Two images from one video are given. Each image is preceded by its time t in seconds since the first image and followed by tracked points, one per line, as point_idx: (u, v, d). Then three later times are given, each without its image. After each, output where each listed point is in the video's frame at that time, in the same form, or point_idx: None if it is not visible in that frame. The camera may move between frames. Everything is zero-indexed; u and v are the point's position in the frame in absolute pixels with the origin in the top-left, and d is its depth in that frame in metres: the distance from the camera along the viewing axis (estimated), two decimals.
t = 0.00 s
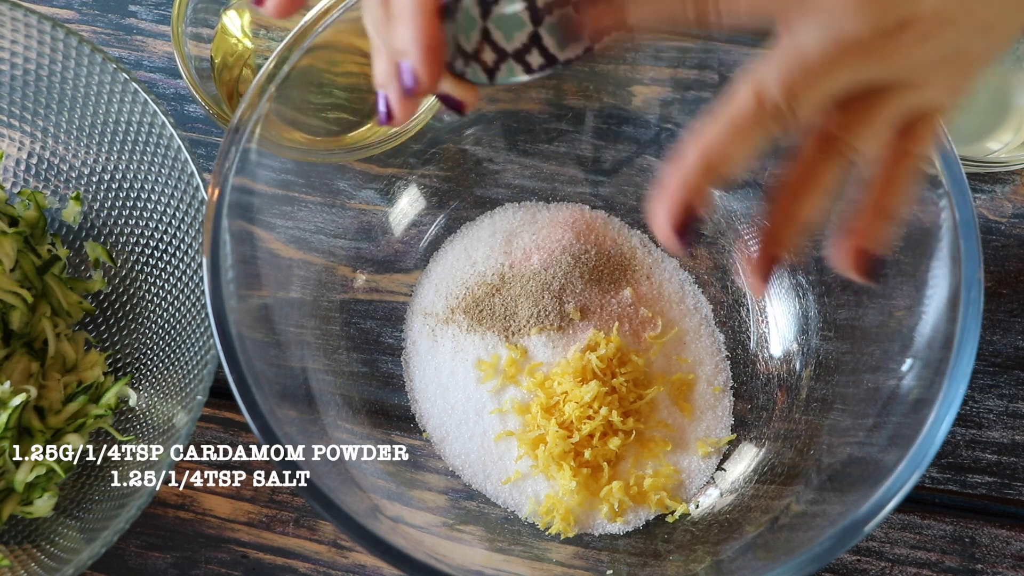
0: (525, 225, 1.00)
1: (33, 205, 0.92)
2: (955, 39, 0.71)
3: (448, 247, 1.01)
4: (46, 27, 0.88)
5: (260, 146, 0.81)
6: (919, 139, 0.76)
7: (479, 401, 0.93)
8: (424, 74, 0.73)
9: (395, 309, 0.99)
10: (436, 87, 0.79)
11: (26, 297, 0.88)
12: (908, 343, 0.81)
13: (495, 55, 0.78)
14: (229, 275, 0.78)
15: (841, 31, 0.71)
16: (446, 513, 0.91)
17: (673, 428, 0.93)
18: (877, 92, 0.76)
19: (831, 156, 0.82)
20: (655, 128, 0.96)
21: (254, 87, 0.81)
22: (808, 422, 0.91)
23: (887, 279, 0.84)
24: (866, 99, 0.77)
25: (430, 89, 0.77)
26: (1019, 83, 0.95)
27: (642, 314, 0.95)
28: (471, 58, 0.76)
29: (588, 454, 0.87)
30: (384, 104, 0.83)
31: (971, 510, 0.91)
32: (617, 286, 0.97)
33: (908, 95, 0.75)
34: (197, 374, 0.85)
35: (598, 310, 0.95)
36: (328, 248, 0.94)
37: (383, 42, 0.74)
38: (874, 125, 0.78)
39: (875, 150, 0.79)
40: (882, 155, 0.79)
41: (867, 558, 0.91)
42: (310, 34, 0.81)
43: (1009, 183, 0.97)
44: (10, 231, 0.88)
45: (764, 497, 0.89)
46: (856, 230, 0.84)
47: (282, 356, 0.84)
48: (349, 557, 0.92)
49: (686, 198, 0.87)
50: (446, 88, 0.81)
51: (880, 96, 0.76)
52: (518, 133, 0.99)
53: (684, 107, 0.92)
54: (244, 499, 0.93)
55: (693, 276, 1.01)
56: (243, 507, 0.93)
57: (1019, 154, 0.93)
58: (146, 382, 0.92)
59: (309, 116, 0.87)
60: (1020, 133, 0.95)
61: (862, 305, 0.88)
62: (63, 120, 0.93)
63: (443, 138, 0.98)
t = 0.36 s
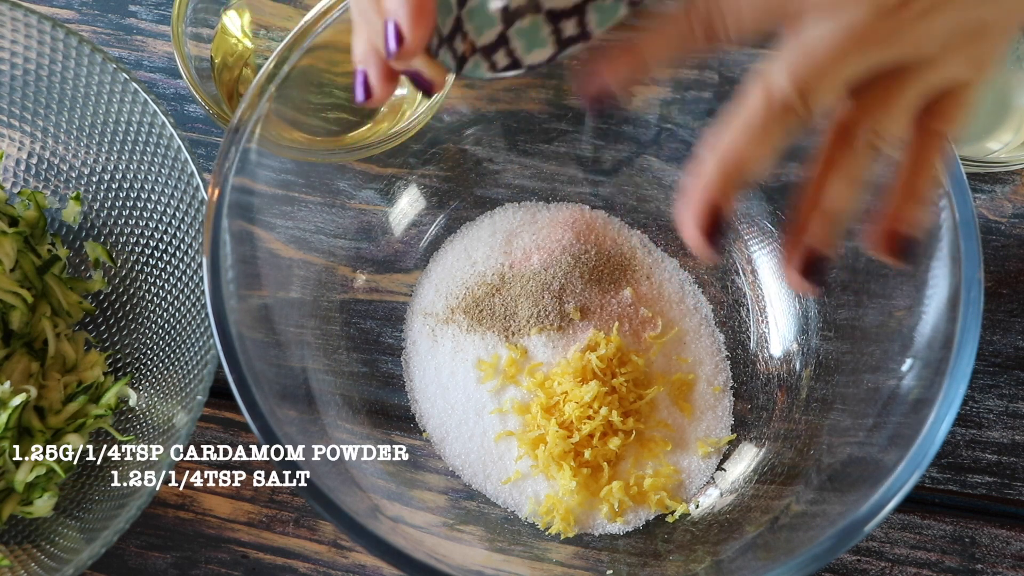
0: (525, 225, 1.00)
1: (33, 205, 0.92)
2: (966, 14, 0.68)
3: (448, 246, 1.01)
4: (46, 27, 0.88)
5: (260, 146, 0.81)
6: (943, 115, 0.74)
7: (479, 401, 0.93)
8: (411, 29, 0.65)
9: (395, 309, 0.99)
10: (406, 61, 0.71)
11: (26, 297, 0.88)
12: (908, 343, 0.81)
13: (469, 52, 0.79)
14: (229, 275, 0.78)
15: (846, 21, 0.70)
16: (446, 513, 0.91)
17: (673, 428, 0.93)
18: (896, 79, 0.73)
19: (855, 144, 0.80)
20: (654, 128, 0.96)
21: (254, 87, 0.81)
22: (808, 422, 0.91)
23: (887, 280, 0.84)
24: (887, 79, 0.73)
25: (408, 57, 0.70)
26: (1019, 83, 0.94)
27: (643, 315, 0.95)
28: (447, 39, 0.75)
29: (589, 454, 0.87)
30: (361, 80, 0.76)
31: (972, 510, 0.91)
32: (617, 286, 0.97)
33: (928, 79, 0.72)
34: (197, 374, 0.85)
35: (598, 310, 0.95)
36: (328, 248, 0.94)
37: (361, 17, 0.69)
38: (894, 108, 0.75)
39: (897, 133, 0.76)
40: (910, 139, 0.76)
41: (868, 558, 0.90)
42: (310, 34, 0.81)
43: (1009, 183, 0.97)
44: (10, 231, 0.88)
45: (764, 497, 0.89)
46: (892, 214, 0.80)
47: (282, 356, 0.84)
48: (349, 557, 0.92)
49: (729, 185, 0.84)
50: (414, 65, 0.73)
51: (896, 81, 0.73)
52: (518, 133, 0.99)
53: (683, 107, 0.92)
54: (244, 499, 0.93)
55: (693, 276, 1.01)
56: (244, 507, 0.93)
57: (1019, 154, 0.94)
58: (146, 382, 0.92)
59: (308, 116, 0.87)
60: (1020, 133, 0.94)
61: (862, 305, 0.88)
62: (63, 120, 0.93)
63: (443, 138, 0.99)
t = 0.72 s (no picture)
0: (525, 225, 1.00)
1: (33, 204, 0.92)
2: None
3: (448, 246, 1.01)
4: (46, 27, 0.88)
5: (260, 146, 0.81)
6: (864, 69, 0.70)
7: (479, 400, 0.93)
8: (430, 18, 0.49)
9: (395, 309, 0.99)
10: (427, 52, 0.53)
11: (26, 297, 0.88)
12: (908, 343, 0.82)
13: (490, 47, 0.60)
14: (230, 275, 0.78)
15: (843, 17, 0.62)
16: (446, 513, 0.91)
17: (673, 428, 0.93)
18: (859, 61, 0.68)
19: (793, 85, 0.65)
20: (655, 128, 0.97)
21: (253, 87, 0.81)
22: (808, 422, 0.91)
23: (887, 279, 0.85)
24: (805, 46, 0.64)
25: (429, 45, 0.52)
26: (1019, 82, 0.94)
27: (642, 314, 0.95)
28: (467, 30, 0.58)
29: (588, 454, 0.87)
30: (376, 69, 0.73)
31: (971, 510, 0.91)
32: (617, 286, 0.97)
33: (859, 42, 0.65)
34: (197, 374, 0.85)
35: (598, 310, 0.95)
36: (329, 248, 0.94)
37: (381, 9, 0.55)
38: (832, 56, 0.65)
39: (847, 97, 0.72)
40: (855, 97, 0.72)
41: (868, 558, 0.91)
42: (310, 34, 0.82)
43: (1009, 183, 0.97)
44: (10, 231, 0.88)
45: (764, 497, 0.89)
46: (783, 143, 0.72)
47: (282, 356, 0.84)
48: (350, 557, 0.92)
49: (792, 133, 0.72)
50: (435, 57, 0.53)
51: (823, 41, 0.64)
52: (518, 133, 0.99)
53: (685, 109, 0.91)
54: (244, 499, 0.93)
55: (693, 276, 1.01)
56: (244, 507, 0.93)
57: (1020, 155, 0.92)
58: (146, 382, 0.92)
59: (306, 116, 0.88)
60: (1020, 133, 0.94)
61: (862, 305, 0.88)
62: (63, 120, 0.93)
63: (443, 138, 0.99)
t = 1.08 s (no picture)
0: (525, 225, 1.00)
1: (33, 205, 0.92)
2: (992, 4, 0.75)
3: (448, 247, 1.01)
4: (46, 27, 0.88)
5: (260, 146, 0.81)
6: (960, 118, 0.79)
7: (479, 401, 0.93)
8: None
9: (395, 309, 0.98)
10: (437, 24, 0.69)
11: (26, 297, 0.88)
12: (908, 343, 0.82)
13: (504, 22, 0.72)
14: (230, 276, 0.78)
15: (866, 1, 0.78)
16: (446, 513, 0.91)
17: (673, 428, 0.93)
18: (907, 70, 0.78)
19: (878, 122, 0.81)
20: (654, 128, 0.98)
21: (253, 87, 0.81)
22: (808, 422, 0.91)
23: (887, 279, 0.85)
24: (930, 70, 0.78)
25: (437, 18, 0.68)
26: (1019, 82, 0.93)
27: (643, 314, 0.95)
28: (479, 6, 0.69)
29: (589, 454, 0.87)
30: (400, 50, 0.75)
31: (972, 510, 0.91)
32: (617, 286, 0.96)
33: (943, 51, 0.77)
34: (197, 374, 0.85)
35: (598, 310, 0.94)
36: (329, 249, 0.94)
37: None
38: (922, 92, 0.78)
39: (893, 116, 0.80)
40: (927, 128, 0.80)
41: (867, 558, 0.90)
42: (310, 34, 0.83)
43: (1009, 182, 0.97)
44: (10, 231, 0.88)
45: (764, 497, 0.89)
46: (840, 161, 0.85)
47: (282, 356, 0.84)
48: (349, 557, 0.92)
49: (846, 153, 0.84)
50: (445, 30, 0.70)
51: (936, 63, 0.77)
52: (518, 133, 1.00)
53: (683, 107, 0.95)
54: (244, 499, 0.93)
55: (693, 276, 1.01)
56: (243, 507, 0.93)
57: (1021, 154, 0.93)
58: (146, 382, 0.92)
59: (305, 115, 0.89)
60: (1021, 133, 0.94)
61: (862, 305, 0.88)
62: (63, 120, 0.93)
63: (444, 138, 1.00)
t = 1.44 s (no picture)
0: (524, 223, 0.99)
1: (33, 205, 0.92)
2: None
3: (449, 247, 1.00)
4: (46, 27, 0.88)
5: (260, 146, 0.81)
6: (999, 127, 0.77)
7: (479, 401, 0.92)
8: None
9: (395, 309, 0.98)
10: None
11: (26, 297, 0.88)
12: (908, 343, 0.82)
13: None
14: (230, 276, 0.78)
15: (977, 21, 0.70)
16: (446, 513, 0.91)
17: (673, 428, 0.92)
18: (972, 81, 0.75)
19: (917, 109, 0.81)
20: (655, 128, 1.00)
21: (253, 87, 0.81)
22: (808, 422, 0.92)
23: (887, 279, 0.86)
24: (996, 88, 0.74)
25: None
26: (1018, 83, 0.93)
27: (643, 314, 0.94)
28: None
29: (589, 454, 0.86)
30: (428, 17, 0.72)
31: (972, 510, 0.91)
32: (618, 286, 0.95)
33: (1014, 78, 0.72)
34: (197, 374, 0.85)
35: (598, 310, 0.93)
36: (328, 248, 0.95)
37: None
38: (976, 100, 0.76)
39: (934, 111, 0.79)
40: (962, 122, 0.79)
41: (868, 558, 0.90)
42: (310, 34, 0.83)
43: (1009, 182, 0.97)
44: (10, 231, 0.87)
45: (764, 497, 0.90)
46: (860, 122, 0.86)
47: (282, 356, 0.84)
48: (350, 557, 0.92)
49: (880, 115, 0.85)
50: None
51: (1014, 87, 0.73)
52: (518, 132, 1.01)
53: (684, 107, 0.98)
54: (244, 499, 0.93)
55: (693, 276, 1.00)
56: (244, 507, 0.93)
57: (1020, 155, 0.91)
58: (146, 382, 0.92)
59: (305, 115, 0.89)
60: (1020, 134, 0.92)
61: (862, 305, 0.88)
62: (63, 120, 0.93)
63: (444, 138, 1.01)
